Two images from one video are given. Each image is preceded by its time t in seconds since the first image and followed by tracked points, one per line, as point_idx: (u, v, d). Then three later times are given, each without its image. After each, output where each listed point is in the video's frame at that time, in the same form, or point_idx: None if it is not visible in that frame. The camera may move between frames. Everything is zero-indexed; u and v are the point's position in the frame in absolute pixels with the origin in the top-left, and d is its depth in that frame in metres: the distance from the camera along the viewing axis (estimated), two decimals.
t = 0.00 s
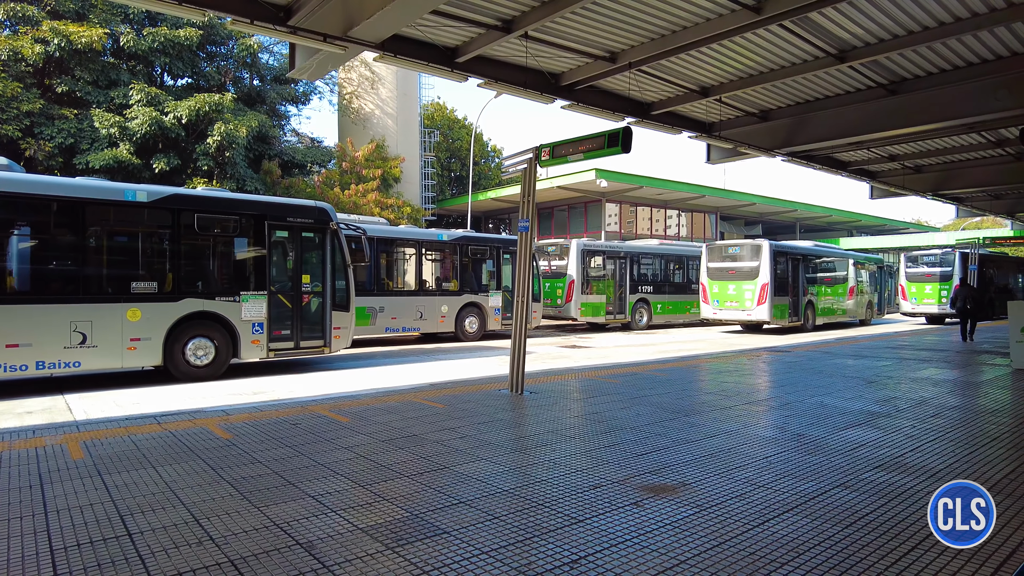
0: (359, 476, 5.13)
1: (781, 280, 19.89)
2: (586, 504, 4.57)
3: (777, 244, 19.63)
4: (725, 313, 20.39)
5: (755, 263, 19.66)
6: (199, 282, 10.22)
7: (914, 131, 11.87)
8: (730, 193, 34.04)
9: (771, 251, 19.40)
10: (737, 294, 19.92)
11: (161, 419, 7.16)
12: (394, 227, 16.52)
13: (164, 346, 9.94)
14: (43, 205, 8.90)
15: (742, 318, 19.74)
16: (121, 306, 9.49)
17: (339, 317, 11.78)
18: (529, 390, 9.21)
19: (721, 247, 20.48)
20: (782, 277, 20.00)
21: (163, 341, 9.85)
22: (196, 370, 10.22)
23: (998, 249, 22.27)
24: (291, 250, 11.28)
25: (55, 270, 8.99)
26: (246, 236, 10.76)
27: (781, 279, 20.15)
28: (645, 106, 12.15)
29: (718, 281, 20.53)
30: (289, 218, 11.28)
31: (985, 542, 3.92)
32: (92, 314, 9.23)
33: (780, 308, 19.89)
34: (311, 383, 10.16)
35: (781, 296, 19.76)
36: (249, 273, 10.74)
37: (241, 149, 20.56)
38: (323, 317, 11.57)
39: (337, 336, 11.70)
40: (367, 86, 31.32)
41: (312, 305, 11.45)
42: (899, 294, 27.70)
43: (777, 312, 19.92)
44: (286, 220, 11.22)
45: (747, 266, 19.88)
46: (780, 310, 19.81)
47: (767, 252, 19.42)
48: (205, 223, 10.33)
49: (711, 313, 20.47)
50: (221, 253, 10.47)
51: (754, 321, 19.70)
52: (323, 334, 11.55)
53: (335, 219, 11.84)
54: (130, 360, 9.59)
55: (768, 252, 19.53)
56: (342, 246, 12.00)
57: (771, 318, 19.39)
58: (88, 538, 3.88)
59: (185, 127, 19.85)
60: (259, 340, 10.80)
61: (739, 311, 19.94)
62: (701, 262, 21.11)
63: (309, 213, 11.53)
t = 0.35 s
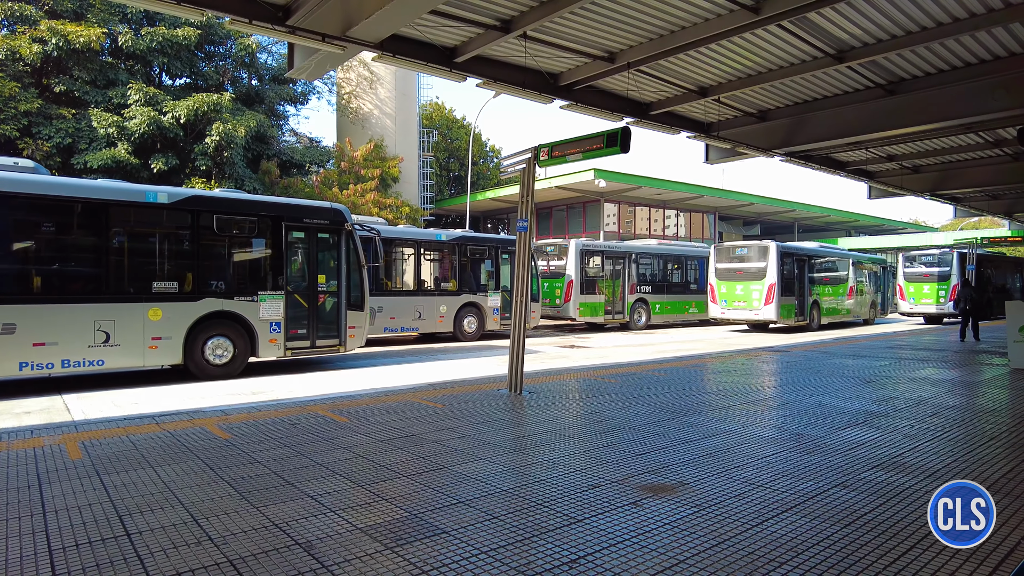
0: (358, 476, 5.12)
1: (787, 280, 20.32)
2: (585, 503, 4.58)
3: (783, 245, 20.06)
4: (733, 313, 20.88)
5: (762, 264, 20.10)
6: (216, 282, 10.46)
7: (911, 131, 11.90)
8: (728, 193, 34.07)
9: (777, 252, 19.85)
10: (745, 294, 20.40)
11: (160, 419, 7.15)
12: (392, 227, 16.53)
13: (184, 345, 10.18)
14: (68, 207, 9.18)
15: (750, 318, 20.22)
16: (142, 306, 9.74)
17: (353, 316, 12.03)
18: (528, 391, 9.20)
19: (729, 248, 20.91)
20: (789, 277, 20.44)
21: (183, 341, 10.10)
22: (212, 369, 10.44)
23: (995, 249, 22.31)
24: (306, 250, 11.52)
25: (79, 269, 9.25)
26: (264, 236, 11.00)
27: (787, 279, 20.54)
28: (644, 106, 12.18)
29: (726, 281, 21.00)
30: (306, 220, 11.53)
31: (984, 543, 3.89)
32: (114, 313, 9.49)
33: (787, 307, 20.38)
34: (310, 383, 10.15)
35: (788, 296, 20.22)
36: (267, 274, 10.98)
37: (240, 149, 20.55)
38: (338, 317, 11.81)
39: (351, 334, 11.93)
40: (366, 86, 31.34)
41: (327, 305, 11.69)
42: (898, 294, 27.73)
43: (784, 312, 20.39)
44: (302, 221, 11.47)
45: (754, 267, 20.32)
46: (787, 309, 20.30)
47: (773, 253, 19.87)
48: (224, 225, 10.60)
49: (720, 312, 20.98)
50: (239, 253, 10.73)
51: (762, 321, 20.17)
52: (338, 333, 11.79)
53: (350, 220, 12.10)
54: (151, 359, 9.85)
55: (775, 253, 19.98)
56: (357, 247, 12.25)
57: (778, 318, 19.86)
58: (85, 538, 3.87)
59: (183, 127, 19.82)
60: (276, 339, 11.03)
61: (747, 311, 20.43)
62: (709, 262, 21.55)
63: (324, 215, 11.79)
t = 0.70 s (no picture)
0: (356, 476, 5.12)
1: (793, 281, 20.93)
2: (583, 503, 4.58)
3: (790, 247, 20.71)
4: (741, 313, 21.57)
5: (770, 266, 20.74)
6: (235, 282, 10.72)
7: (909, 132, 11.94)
8: (727, 193, 34.08)
9: (784, 253, 20.51)
10: (753, 294, 21.05)
11: (158, 419, 7.14)
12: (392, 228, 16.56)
13: (203, 345, 10.42)
14: (90, 209, 9.44)
15: (758, 318, 20.90)
16: (162, 305, 9.99)
17: (368, 316, 12.26)
18: (527, 391, 9.19)
19: (738, 250, 21.55)
20: (796, 278, 20.99)
21: (202, 340, 10.35)
22: (228, 367, 10.66)
23: (994, 249, 22.30)
24: (322, 251, 11.79)
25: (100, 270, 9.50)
26: (281, 237, 11.26)
27: (793, 280, 21.04)
28: (642, 106, 12.18)
29: (734, 282, 21.68)
30: (321, 221, 11.79)
31: (983, 542, 3.91)
32: (136, 312, 9.73)
33: (794, 307, 21.05)
34: (309, 383, 10.14)
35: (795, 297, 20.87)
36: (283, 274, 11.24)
37: (238, 149, 20.53)
38: (353, 316, 12.06)
39: (365, 334, 12.19)
40: (365, 86, 31.32)
41: (342, 305, 11.96)
42: (897, 294, 27.75)
43: (792, 312, 21.06)
44: (318, 222, 11.74)
45: (762, 268, 20.97)
46: (794, 309, 20.96)
47: (781, 255, 20.50)
48: (242, 225, 10.88)
49: (728, 312, 21.67)
50: (257, 253, 11.00)
51: (769, 321, 20.84)
52: (352, 332, 12.04)
53: (365, 221, 12.37)
54: (171, 358, 10.09)
55: (783, 254, 20.62)
56: (371, 247, 12.51)
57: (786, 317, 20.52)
58: (83, 538, 3.86)
59: (182, 127, 19.79)
60: (292, 338, 11.30)
61: (755, 311, 21.13)
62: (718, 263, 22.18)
63: (339, 215, 12.05)
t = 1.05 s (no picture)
0: (354, 476, 5.12)
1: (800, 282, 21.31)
2: (581, 504, 4.58)
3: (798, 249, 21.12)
4: (750, 313, 21.98)
5: (778, 266, 21.13)
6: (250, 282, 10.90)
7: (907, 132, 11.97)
8: (726, 193, 34.10)
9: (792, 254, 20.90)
10: (761, 295, 21.46)
11: (157, 420, 7.13)
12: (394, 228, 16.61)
13: (218, 344, 10.61)
14: (109, 211, 9.64)
15: (766, 317, 21.28)
16: (180, 305, 10.20)
17: (380, 315, 12.53)
18: (527, 390, 9.20)
19: (746, 251, 21.91)
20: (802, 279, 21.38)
21: (218, 340, 10.54)
22: (242, 365, 10.83)
23: (993, 249, 22.30)
24: (335, 251, 12.00)
25: (118, 270, 9.68)
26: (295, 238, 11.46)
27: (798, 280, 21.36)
28: (640, 107, 12.18)
29: (743, 282, 22.04)
30: (335, 222, 12.00)
31: (982, 543, 3.89)
32: (155, 311, 9.93)
33: (801, 307, 21.46)
34: (308, 383, 10.14)
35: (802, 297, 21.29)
36: (298, 274, 11.44)
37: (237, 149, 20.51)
38: (365, 316, 12.31)
39: (377, 333, 12.44)
40: (363, 87, 31.29)
41: (355, 305, 12.20)
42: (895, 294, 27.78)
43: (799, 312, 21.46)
44: (332, 223, 11.95)
45: (770, 269, 21.36)
46: (801, 309, 21.36)
47: (789, 256, 20.93)
48: (258, 226, 11.08)
49: (736, 312, 22.04)
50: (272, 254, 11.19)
51: (777, 320, 21.24)
52: (365, 332, 12.29)
53: (377, 222, 12.60)
54: (189, 357, 10.29)
55: (791, 255, 21.02)
56: (383, 248, 12.74)
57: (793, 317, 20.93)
58: (82, 539, 3.86)
59: (180, 127, 19.75)
60: (307, 337, 11.50)
61: (763, 311, 21.52)
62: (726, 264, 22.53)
63: (352, 217, 12.26)
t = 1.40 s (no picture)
0: (352, 476, 5.12)
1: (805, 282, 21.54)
2: (580, 504, 4.58)
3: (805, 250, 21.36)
4: (758, 312, 22.27)
5: (786, 267, 21.38)
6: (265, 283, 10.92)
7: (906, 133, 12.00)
8: (725, 193, 34.15)
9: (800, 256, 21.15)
10: (770, 295, 21.72)
11: (155, 420, 7.12)
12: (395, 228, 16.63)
13: (234, 344, 10.64)
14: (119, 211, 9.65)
15: (774, 317, 21.57)
16: (195, 305, 10.20)
17: (390, 315, 12.60)
18: (525, 391, 9.21)
19: (754, 252, 22.13)
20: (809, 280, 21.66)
21: (233, 339, 10.57)
22: (255, 364, 10.87)
23: (990, 249, 22.34)
24: (346, 252, 12.05)
25: (134, 270, 9.70)
26: (308, 239, 11.49)
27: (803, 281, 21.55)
28: (639, 107, 12.18)
29: (751, 282, 22.31)
30: (347, 223, 12.05)
31: (981, 542, 3.92)
32: (170, 311, 9.95)
33: (808, 307, 21.79)
34: (306, 383, 10.14)
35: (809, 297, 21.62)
36: (310, 275, 11.46)
37: (236, 149, 20.51)
38: (376, 316, 12.37)
39: (388, 333, 12.50)
40: (362, 86, 31.28)
41: (366, 305, 12.26)
42: (893, 294, 27.85)
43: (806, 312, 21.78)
44: (343, 224, 11.98)
45: (778, 270, 21.62)
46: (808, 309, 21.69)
47: (797, 257, 21.18)
48: (272, 227, 11.09)
49: (745, 312, 22.33)
50: (286, 254, 11.20)
51: (785, 320, 21.57)
52: (375, 331, 12.35)
53: (387, 224, 12.66)
54: (204, 355, 10.31)
55: (798, 256, 21.28)
56: (393, 249, 12.80)
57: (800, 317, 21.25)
58: (81, 539, 3.86)
59: (179, 126, 19.73)
60: (319, 337, 11.53)
61: (771, 311, 21.81)
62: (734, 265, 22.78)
63: (363, 218, 12.32)
